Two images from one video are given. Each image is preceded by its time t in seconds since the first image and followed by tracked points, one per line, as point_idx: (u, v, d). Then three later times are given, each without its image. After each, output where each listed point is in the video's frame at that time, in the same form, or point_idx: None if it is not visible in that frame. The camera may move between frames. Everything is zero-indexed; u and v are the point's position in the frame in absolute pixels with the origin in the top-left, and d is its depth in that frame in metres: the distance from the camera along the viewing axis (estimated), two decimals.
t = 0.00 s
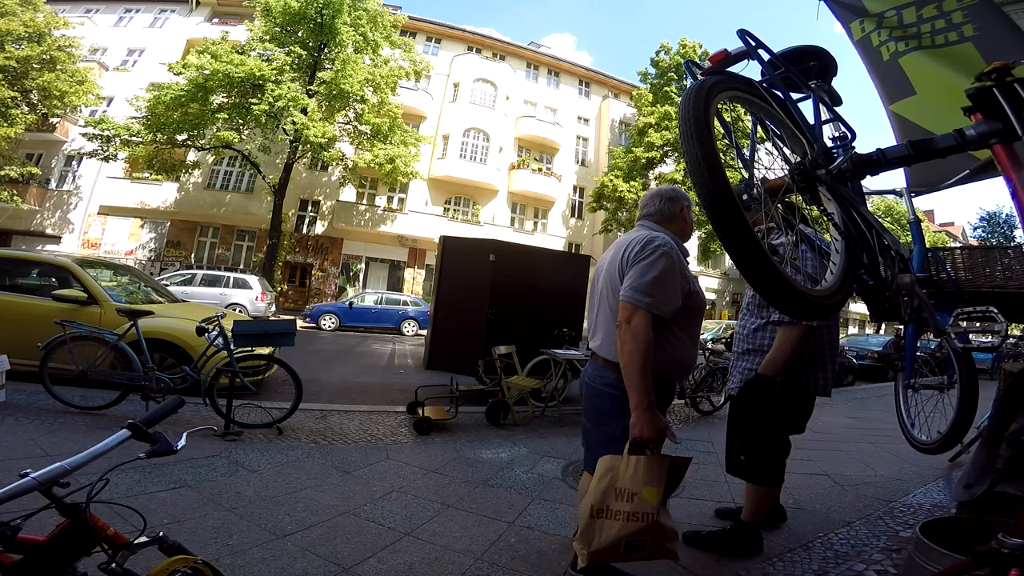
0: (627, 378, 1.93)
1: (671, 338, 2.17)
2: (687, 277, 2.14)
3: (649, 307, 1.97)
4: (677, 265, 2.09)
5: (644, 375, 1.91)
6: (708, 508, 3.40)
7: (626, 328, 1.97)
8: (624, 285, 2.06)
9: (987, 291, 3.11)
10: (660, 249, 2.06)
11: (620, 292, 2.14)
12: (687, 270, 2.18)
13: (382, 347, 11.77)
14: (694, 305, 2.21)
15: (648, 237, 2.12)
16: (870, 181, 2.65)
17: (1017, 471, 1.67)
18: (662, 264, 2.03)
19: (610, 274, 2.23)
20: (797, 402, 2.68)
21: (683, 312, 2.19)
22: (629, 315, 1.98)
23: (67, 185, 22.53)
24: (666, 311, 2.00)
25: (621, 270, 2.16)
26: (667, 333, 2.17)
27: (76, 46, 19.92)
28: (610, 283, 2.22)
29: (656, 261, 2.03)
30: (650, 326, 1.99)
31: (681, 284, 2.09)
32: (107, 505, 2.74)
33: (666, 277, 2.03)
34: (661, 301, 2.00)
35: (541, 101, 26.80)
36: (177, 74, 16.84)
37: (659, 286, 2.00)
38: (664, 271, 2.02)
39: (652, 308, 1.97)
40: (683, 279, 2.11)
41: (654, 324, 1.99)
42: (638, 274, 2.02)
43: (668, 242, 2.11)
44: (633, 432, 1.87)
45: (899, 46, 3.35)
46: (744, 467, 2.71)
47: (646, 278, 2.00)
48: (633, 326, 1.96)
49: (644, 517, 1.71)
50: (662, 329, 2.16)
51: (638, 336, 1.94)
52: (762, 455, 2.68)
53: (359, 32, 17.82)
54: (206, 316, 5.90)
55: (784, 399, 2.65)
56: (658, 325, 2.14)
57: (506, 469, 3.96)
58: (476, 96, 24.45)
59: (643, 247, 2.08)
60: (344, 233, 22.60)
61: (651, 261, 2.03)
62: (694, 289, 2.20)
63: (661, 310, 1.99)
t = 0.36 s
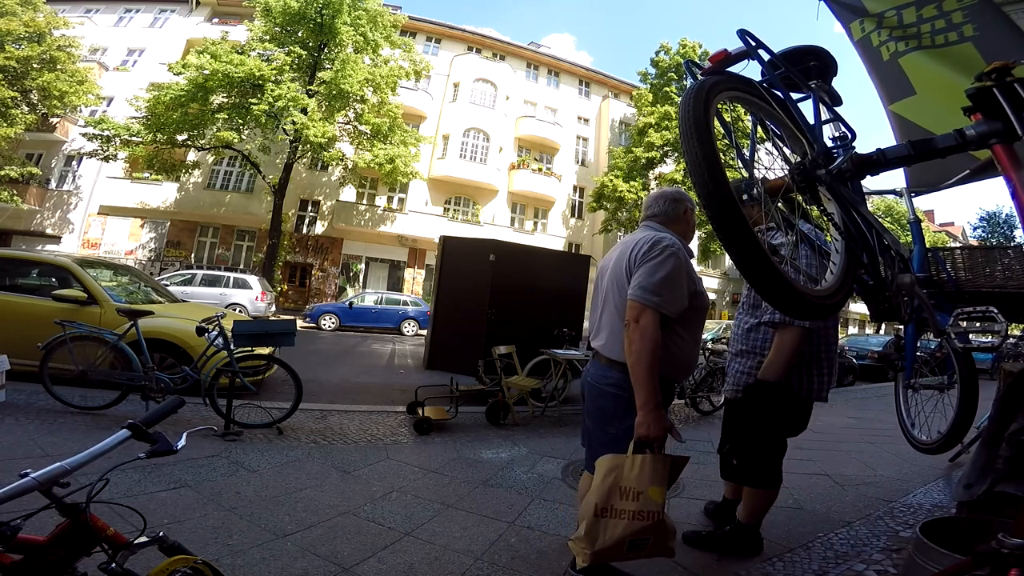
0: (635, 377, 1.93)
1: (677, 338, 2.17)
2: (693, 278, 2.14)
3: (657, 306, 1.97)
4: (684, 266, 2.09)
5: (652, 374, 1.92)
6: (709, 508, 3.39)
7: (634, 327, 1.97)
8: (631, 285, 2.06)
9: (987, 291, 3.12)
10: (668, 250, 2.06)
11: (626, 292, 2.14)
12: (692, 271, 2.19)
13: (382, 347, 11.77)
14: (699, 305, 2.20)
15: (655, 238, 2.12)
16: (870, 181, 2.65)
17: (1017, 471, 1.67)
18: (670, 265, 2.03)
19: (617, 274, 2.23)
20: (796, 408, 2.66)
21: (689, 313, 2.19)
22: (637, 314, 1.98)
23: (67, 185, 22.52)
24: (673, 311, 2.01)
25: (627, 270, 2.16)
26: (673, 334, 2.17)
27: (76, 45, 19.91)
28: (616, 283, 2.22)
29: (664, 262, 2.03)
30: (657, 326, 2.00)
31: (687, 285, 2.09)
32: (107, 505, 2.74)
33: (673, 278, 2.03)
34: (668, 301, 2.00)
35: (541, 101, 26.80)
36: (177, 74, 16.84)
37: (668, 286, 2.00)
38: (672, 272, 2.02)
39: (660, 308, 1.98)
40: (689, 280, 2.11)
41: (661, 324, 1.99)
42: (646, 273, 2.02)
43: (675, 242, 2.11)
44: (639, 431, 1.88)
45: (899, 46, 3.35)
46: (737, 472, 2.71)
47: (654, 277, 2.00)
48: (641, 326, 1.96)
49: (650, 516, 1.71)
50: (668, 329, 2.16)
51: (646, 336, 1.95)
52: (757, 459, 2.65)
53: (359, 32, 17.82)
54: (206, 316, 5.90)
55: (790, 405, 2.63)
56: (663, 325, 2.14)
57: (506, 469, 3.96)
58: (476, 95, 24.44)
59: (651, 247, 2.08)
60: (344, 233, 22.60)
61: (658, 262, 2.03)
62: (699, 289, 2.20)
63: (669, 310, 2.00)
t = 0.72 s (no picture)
0: (635, 377, 1.93)
1: (677, 338, 2.17)
2: (692, 277, 2.14)
3: (657, 307, 1.97)
4: (683, 265, 2.09)
5: (652, 375, 1.92)
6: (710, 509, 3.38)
7: (634, 328, 1.97)
8: (631, 285, 2.06)
9: (987, 291, 3.12)
10: (667, 250, 2.06)
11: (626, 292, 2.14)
12: (692, 271, 2.19)
13: (382, 347, 11.77)
14: (699, 304, 2.20)
15: (655, 238, 2.12)
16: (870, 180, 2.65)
17: (1017, 471, 1.66)
18: (670, 265, 2.03)
19: (616, 274, 2.22)
20: (799, 410, 2.65)
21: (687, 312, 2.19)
22: (637, 315, 1.98)
23: (67, 185, 22.52)
24: (673, 312, 2.01)
25: (627, 271, 2.16)
26: (672, 334, 2.16)
27: (76, 46, 19.90)
28: (615, 284, 2.22)
29: (663, 262, 2.03)
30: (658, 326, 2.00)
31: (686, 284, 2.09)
32: (107, 505, 2.74)
33: (673, 278, 2.03)
34: (668, 301, 2.00)
35: (541, 101, 26.80)
36: (177, 74, 16.83)
37: (667, 286, 2.00)
38: (672, 272, 2.02)
39: (659, 308, 1.98)
40: (689, 280, 2.11)
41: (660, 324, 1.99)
42: (646, 274, 2.02)
43: (674, 242, 2.11)
44: (640, 431, 1.88)
45: (899, 46, 3.35)
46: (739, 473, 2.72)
47: (654, 278, 2.00)
48: (641, 327, 1.96)
49: (651, 515, 1.72)
50: (668, 329, 2.16)
51: (646, 336, 1.95)
52: (758, 460, 2.65)
53: (359, 32, 17.82)
54: (206, 316, 5.90)
55: (794, 407, 2.62)
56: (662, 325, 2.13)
57: (506, 469, 3.96)
58: (476, 95, 24.43)
59: (650, 248, 2.08)
60: (344, 233, 22.60)
61: (658, 262, 2.03)
62: (699, 289, 2.20)
63: (668, 310, 2.00)
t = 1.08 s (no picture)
0: (635, 379, 1.94)
1: (675, 338, 2.17)
2: (690, 277, 2.14)
3: (656, 309, 1.97)
4: (681, 265, 2.09)
5: (653, 377, 1.92)
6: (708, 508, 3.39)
7: (633, 331, 1.97)
8: (629, 286, 2.06)
9: (988, 292, 3.12)
10: (665, 252, 2.06)
11: (625, 293, 2.14)
12: (691, 272, 2.18)
13: (382, 347, 11.78)
14: (697, 304, 2.20)
15: (653, 239, 2.12)
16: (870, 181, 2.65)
17: (1017, 471, 1.66)
18: (668, 267, 2.03)
19: (614, 275, 2.22)
20: (799, 410, 2.65)
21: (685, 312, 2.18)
22: (636, 317, 1.98)
23: (67, 185, 22.52)
24: (672, 313, 2.01)
25: (625, 271, 2.16)
26: (671, 334, 2.16)
27: (76, 45, 19.90)
28: (614, 285, 2.22)
29: (662, 263, 2.03)
30: (658, 328, 2.00)
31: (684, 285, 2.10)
32: (107, 505, 2.74)
33: (671, 280, 2.03)
34: (667, 303, 2.00)
35: (541, 101, 26.80)
36: (177, 74, 16.83)
37: (665, 287, 2.00)
38: (669, 273, 2.02)
39: (659, 310, 1.98)
40: (687, 280, 2.11)
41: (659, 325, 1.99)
42: (644, 275, 2.01)
43: (672, 243, 2.11)
44: (641, 432, 1.88)
45: (899, 46, 3.35)
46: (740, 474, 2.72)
47: (653, 280, 2.00)
48: (641, 329, 1.96)
49: (655, 515, 1.72)
50: (666, 330, 2.15)
51: (645, 338, 1.95)
52: (757, 461, 2.65)
53: (359, 32, 17.81)
54: (206, 316, 5.90)
55: (793, 406, 2.61)
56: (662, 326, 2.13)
57: (506, 469, 3.96)
58: (476, 95, 24.44)
59: (649, 248, 2.08)
60: (344, 234, 22.60)
61: (657, 263, 2.03)
62: (697, 289, 2.19)
63: (667, 312, 2.00)
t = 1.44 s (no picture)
0: (637, 380, 1.93)
1: (677, 339, 2.16)
2: (691, 278, 2.14)
3: (659, 310, 1.97)
4: (682, 266, 2.09)
5: (654, 378, 1.92)
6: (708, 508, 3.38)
7: (635, 332, 1.97)
8: (631, 287, 2.06)
9: (988, 292, 3.12)
10: (667, 252, 2.06)
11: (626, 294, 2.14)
12: (692, 273, 2.18)
13: (382, 347, 11.77)
14: (698, 305, 2.20)
15: (655, 240, 2.12)
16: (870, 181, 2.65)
17: (1017, 471, 1.66)
18: (669, 268, 2.03)
19: (615, 275, 2.22)
20: (790, 410, 2.68)
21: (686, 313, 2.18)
22: (639, 318, 1.98)
23: (67, 185, 22.52)
24: (674, 314, 2.01)
25: (627, 272, 2.16)
26: (673, 335, 2.16)
27: (76, 46, 19.90)
28: (615, 285, 2.22)
29: (663, 264, 2.03)
30: (660, 329, 2.00)
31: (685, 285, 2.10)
32: (107, 505, 2.74)
33: (673, 282, 2.03)
34: (669, 304, 2.00)
35: (541, 101, 26.80)
36: (177, 74, 16.84)
37: (667, 288, 2.00)
38: (671, 274, 2.02)
39: (661, 311, 1.98)
40: (688, 281, 2.11)
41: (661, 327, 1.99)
42: (646, 277, 2.01)
43: (673, 244, 2.11)
44: (642, 433, 1.88)
45: (899, 46, 3.35)
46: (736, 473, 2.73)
47: (655, 281, 2.00)
48: (643, 330, 1.96)
49: (655, 515, 1.72)
50: (668, 331, 2.15)
51: (647, 339, 1.95)
52: (754, 460, 2.66)
53: (359, 32, 17.81)
54: (206, 316, 5.90)
55: (774, 407, 2.66)
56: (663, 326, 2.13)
57: (506, 469, 3.96)
58: (476, 95, 24.44)
59: (650, 249, 2.08)
60: (344, 234, 22.60)
61: (658, 265, 2.03)
62: (698, 290, 2.19)
63: (669, 313, 2.00)
